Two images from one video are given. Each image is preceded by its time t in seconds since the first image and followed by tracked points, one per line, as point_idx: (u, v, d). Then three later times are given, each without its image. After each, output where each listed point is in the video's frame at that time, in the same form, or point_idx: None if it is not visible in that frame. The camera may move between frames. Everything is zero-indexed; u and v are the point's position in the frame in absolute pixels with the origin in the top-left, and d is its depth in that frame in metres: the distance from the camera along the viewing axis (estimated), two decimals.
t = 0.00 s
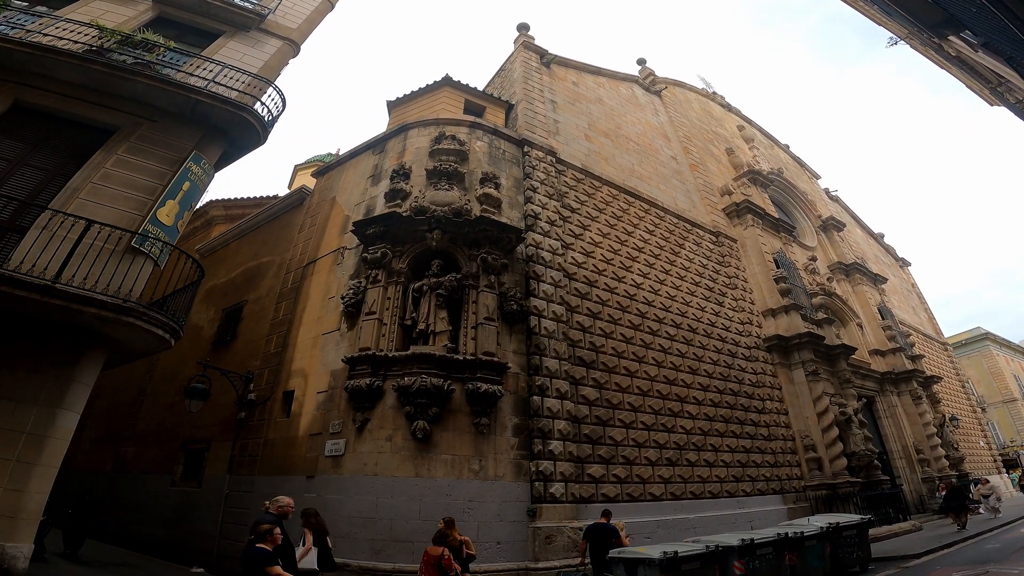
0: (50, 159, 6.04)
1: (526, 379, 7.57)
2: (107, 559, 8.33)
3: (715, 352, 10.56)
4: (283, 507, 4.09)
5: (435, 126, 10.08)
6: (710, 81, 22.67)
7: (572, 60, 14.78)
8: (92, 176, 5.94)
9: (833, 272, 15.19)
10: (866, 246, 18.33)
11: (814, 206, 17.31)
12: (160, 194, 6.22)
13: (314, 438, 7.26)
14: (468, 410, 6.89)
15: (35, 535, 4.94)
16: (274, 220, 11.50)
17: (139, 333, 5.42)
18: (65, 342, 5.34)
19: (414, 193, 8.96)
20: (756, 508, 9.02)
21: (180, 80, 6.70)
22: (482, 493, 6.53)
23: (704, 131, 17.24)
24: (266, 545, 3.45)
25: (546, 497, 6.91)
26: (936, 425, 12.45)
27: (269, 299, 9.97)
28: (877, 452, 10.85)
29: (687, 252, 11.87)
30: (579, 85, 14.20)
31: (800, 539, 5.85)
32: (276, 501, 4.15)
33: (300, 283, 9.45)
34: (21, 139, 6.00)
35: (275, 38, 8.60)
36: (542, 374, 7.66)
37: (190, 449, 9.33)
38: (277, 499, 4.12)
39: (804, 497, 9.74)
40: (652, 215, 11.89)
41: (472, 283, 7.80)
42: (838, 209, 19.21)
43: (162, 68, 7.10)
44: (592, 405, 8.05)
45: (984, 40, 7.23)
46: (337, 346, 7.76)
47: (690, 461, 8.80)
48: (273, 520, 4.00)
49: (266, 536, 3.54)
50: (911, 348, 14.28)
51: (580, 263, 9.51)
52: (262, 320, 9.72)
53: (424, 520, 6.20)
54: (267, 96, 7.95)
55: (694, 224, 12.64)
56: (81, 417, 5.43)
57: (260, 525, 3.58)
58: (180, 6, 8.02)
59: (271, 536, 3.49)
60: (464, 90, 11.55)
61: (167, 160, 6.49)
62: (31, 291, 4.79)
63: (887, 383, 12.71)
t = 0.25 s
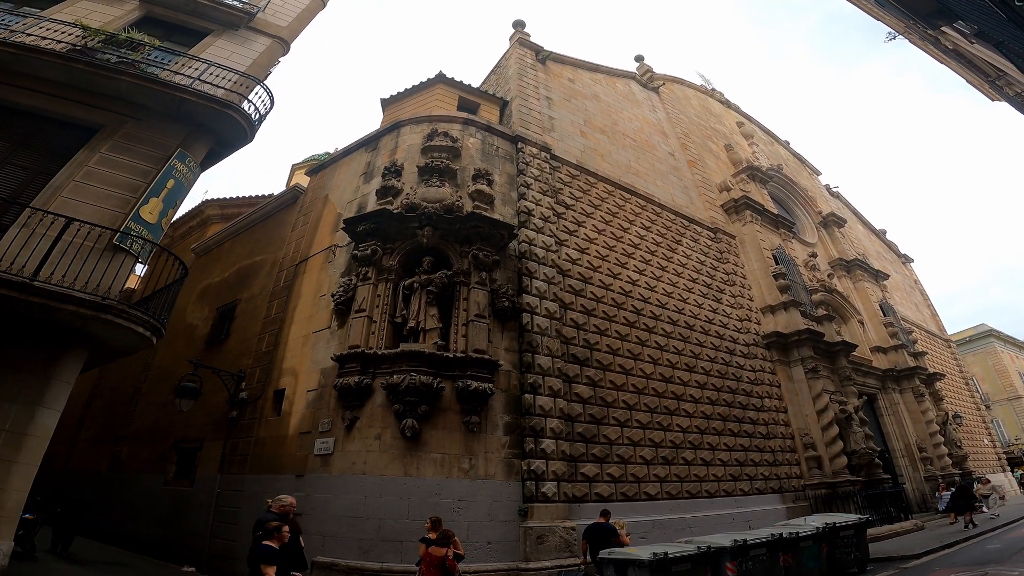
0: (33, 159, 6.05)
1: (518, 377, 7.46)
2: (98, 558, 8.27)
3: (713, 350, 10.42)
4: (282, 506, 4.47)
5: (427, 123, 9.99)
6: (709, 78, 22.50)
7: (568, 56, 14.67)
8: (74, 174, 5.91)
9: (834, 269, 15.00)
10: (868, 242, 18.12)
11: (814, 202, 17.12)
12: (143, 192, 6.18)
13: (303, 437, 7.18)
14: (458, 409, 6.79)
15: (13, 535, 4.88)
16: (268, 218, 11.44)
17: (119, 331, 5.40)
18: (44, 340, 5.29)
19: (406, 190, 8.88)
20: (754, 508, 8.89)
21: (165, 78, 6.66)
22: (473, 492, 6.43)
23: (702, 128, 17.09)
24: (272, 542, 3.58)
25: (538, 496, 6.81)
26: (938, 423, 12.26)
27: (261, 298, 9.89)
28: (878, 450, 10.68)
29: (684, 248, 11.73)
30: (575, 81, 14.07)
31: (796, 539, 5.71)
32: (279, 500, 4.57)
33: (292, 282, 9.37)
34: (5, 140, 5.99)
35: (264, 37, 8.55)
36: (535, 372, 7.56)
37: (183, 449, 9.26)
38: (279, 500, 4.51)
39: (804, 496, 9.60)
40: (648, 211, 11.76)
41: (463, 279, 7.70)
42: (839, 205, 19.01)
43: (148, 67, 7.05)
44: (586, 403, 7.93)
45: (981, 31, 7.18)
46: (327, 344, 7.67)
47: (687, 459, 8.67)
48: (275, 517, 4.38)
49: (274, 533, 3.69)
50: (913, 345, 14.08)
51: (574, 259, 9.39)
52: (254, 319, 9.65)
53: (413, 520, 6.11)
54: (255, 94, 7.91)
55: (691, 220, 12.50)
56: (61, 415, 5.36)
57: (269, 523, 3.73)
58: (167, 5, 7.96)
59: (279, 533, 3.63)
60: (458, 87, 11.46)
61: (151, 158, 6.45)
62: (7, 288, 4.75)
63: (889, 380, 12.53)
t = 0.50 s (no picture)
0: (18, 156, 6.02)
1: (509, 374, 7.37)
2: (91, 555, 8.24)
3: (710, 347, 10.27)
4: (289, 506, 4.37)
5: (420, 120, 9.92)
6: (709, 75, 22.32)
7: (565, 53, 14.56)
8: (59, 171, 5.92)
9: (836, 266, 14.79)
10: (871, 239, 17.89)
11: (816, 199, 16.91)
12: (127, 189, 6.17)
13: (292, 434, 7.11)
14: (447, 406, 6.70)
15: None
16: (262, 216, 11.41)
17: (98, 326, 5.38)
18: (26, 335, 5.27)
19: (397, 186, 8.81)
20: (751, 507, 8.74)
21: (152, 77, 6.65)
22: (461, 490, 6.34)
23: (702, 124, 16.93)
24: (286, 547, 3.64)
25: (529, 494, 6.70)
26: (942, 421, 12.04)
27: (254, 296, 9.84)
28: (880, 448, 10.50)
29: (682, 244, 11.57)
30: (572, 78, 13.96)
31: (789, 540, 5.61)
32: (284, 500, 4.47)
33: (284, 279, 9.31)
34: None
35: (255, 34, 8.53)
36: (526, 369, 7.46)
37: (176, 447, 9.23)
38: (284, 500, 4.41)
39: (803, 496, 9.44)
40: (645, 207, 11.62)
41: (454, 276, 7.62)
42: (841, 202, 18.78)
43: (135, 66, 7.05)
44: (579, 400, 7.82)
45: (977, 21, 7.07)
46: (316, 341, 7.60)
47: (682, 458, 8.53)
48: (280, 519, 4.30)
49: (283, 537, 3.72)
50: (917, 343, 13.86)
51: (568, 255, 9.28)
52: (247, 317, 9.60)
53: (400, 518, 6.03)
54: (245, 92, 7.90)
55: (689, 216, 12.35)
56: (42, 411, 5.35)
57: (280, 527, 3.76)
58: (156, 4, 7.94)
59: (292, 537, 3.71)
60: (452, 84, 11.39)
61: (136, 155, 6.44)
62: None
63: (892, 378, 12.32)
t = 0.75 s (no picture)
0: (5, 155, 6.00)
1: (501, 372, 7.28)
2: (83, 555, 8.20)
3: (708, 345, 10.13)
4: (298, 506, 4.32)
5: (414, 117, 9.86)
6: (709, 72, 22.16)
7: (562, 50, 14.46)
8: (44, 170, 5.91)
9: (837, 263, 14.61)
10: (873, 236, 17.70)
11: (817, 196, 16.73)
12: (112, 187, 6.15)
13: (283, 433, 7.05)
14: (437, 404, 6.62)
15: None
16: (258, 215, 11.37)
17: (81, 323, 5.37)
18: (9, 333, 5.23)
19: (390, 184, 8.75)
20: (749, 508, 8.61)
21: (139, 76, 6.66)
22: (451, 489, 6.27)
23: (701, 121, 16.80)
24: (296, 544, 3.64)
25: (520, 494, 6.61)
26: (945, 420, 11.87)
27: (248, 294, 9.78)
28: (882, 447, 10.34)
29: (680, 242, 11.41)
30: (569, 75, 13.87)
31: (783, 542, 5.56)
32: (291, 497, 4.43)
33: (277, 278, 9.25)
34: None
35: (246, 33, 8.52)
36: (519, 367, 7.36)
37: (169, 446, 9.19)
38: (293, 499, 4.36)
39: (803, 496, 9.30)
40: (643, 204, 11.49)
41: (446, 273, 7.54)
42: (843, 199, 18.60)
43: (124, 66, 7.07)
44: (572, 399, 7.72)
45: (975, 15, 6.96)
46: (308, 340, 7.54)
47: (678, 458, 8.41)
48: (288, 518, 4.29)
49: (292, 534, 3.72)
50: (919, 341, 13.68)
51: (563, 253, 9.17)
52: (240, 316, 9.54)
53: (389, 517, 5.95)
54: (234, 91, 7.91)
55: (688, 213, 12.20)
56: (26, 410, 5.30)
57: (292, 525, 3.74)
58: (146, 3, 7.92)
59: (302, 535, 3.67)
60: (447, 82, 11.33)
61: (123, 154, 6.43)
62: None
63: (894, 376, 12.15)
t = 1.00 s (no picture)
0: None
1: (495, 368, 7.16)
2: (78, 553, 8.16)
3: (709, 341, 9.94)
4: (306, 503, 4.51)
5: (409, 112, 9.76)
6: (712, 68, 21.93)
7: (560, 46, 14.31)
8: (30, 165, 5.89)
9: (842, 259, 14.34)
10: (879, 232, 17.41)
11: (821, 191, 16.46)
12: (99, 181, 6.12)
13: (274, 430, 6.96)
14: (429, 401, 6.50)
15: None
16: (255, 212, 11.32)
17: (64, 318, 5.32)
18: None
19: (384, 179, 8.65)
20: (750, 507, 8.42)
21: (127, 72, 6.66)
22: (442, 487, 6.15)
23: (704, 117, 16.60)
24: (306, 543, 3.59)
25: (514, 492, 6.48)
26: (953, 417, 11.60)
27: (243, 291, 9.70)
28: (887, 445, 10.11)
29: (680, 237, 11.21)
30: (568, 71, 13.72)
31: (781, 542, 5.41)
32: (298, 497, 4.64)
33: (271, 274, 9.17)
34: None
35: (238, 30, 8.52)
36: (513, 363, 7.23)
37: (164, 444, 9.14)
38: (299, 496, 4.56)
39: (806, 495, 9.10)
40: (642, 198, 11.31)
41: (439, 268, 7.42)
42: (848, 195, 18.31)
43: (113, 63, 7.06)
44: (569, 396, 7.58)
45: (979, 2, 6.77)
46: (300, 336, 7.44)
47: (678, 456, 8.24)
48: (296, 517, 4.32)
49: (302, 533, 3.66)
50: (926, 337, 13.40)
51: (559, 248, 9.03)
52: (234, 314, 9.46)
53: (379, 515, 5.85)
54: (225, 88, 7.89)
55: (689, 208, 12.00)
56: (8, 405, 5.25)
57: (300, 523, 3.72)
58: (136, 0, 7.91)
59: (312, 534, 3.62)
60: (443, 77, 11.23)
61: (110, 149, 6.40)
62: None
63: (901, 373, 11.90)
